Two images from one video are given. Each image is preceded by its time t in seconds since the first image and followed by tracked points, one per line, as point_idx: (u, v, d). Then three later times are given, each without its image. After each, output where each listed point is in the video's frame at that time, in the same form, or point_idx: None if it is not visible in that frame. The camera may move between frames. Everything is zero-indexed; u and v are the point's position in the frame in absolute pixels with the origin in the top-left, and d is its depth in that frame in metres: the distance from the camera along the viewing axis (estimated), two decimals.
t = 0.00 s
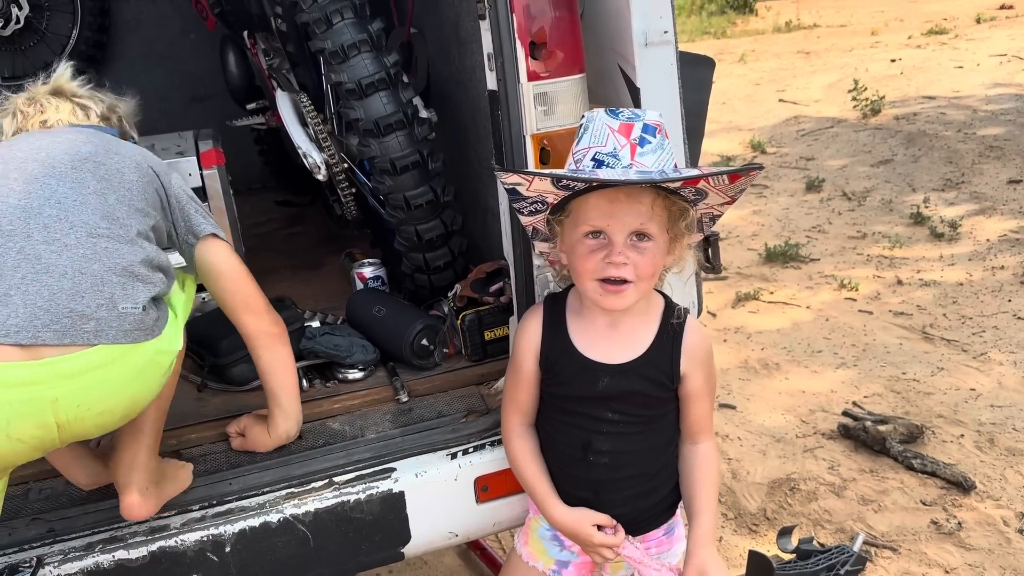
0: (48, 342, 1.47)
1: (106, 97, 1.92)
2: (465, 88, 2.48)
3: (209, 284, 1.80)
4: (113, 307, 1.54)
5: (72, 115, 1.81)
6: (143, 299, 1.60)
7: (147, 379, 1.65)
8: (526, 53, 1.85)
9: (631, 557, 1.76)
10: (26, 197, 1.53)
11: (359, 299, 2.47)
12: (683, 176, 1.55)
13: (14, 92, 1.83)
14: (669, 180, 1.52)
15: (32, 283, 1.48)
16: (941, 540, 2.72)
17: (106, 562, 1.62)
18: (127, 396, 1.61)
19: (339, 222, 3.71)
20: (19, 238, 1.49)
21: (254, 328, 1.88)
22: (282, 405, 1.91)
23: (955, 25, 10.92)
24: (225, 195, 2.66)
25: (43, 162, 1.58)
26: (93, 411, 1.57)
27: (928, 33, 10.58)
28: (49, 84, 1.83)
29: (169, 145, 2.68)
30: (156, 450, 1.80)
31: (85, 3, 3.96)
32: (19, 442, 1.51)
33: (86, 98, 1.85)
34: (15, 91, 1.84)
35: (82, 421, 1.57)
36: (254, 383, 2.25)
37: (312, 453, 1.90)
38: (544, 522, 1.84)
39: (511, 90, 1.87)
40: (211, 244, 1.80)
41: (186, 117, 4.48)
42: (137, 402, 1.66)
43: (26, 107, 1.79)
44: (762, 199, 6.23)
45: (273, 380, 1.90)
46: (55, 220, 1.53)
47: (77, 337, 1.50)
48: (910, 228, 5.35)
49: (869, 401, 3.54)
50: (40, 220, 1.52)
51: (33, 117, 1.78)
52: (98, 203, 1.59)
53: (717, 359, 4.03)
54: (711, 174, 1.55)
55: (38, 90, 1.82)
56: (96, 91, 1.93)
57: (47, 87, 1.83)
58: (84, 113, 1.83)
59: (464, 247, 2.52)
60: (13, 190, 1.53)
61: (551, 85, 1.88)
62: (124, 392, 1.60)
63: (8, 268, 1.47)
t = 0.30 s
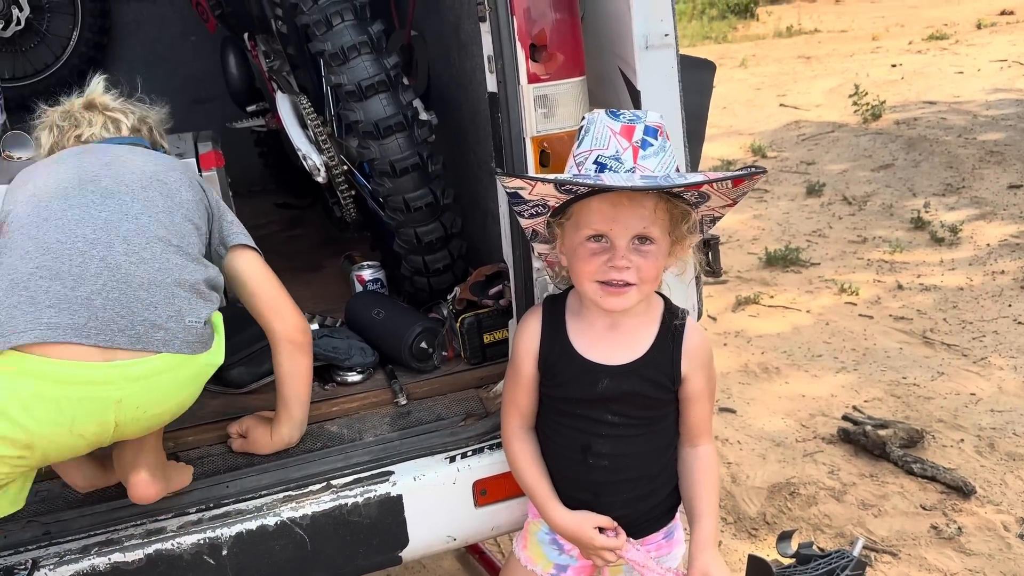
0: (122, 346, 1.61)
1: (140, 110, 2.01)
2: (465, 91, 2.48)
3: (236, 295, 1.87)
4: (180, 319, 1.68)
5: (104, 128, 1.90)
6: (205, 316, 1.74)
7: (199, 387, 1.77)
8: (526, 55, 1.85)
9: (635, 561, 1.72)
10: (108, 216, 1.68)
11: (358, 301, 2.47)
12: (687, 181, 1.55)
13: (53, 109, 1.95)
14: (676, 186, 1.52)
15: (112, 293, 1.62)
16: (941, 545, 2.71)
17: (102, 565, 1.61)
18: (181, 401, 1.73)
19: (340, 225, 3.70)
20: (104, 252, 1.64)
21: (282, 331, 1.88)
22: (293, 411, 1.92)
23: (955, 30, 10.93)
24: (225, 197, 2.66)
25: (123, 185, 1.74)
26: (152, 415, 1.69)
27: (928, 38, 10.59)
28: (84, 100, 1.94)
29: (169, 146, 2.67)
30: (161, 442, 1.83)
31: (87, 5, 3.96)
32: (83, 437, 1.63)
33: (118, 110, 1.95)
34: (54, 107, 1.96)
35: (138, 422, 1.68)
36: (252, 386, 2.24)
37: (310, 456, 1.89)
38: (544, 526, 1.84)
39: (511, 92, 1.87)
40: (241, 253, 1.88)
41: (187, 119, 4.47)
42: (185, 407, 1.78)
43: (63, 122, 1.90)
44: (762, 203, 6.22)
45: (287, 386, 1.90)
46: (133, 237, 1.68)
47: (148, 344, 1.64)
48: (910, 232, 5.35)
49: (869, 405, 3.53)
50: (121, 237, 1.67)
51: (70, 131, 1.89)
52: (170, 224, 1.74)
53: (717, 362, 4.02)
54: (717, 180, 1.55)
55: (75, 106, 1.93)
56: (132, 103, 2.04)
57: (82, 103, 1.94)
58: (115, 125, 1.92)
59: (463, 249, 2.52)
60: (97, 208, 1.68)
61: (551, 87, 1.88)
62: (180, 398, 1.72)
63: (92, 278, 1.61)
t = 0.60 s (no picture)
0: (161, 309, 1.60)
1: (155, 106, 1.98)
2: (467, 95, 2.47)
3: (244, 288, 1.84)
4: (217, 290, 1.67)
5: (118, 123, 1.87)
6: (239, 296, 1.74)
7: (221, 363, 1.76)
8: (530, 61, 1.83)
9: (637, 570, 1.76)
10: (154, 184, 1.69)
11: (358, 306, 2.45)
12: (690, 187, 1.53)
13: (68, 105, 1.93)
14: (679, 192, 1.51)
15: (156, 256, 1.62)
16: (943, 553, 2.70)
17: (100, 573, 1.59)
18: (205, 374, 1.72)
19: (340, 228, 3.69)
20: (150, 216, 1.64)
21: (287, 333, 1.88)
22: (295, 416, 1.89)
23: (955, 34, 10.93)
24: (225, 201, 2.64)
25: (167, 162, 1.76)
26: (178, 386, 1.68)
27: (928, 42, 10.59)
28: (98, 96, 1.91)
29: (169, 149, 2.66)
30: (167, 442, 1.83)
31: (86, 6, 3.94)
32: (106, 397, 1.61)
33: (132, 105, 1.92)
34: (69, 103, 1.94)
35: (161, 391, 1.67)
36: (252, 392, 2.22)
37: (310, 463, 1.88)
38: (545, 535, 1.82)
39: (514, 98, 1.86)
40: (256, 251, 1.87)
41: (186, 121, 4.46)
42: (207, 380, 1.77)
43: (78, 118, 1.88)
44: (763, 207, 6.21)
45: (293, 390, 1.88)
46: (178, 207, 1.69)
47: (185, 311, 1.63)
48: (911, 237, 5.34)
49: (870, 411, 3.52)
50: (167, 204, 1.68)
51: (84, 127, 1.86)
52: (210, 203, 1.76)
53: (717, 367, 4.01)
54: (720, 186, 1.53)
55: (89, 101, 1.90)
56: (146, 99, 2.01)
57: (97, 97, 1.91)
58: (130, 120, 1.89)
59: (465, 254, 2.50)
60: (145, 176, 1.69)
61: (554, 93, 1.87)
62: (204, 372, 1.71)
63: (138, 239, 1.61)
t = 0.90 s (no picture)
0: (115, 316, 1.60)
1: (142, 79, 1.96)
2: (466, 93, 2.46)
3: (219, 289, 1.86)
4: (172, 292, 1.68)
5: (100, 113, 1.89)
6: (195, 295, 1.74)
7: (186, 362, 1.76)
8: (530, 58, 1.83)
9: (642, 563, 1.70)
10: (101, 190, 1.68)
11: (356, 304, 2.45)
12: (684, 180, 1.53)
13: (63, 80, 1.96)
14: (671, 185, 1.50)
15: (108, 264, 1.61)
16: (941, 554, 2.70)
17: (95, 570, 1.59)
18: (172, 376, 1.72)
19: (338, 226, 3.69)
20: (100, 224, 1.63)
21: (269, 331, 1.89)
22: (289, 416, 1.89)
23: (953, 37, 10.94)
24: (223, 198, 2.64)
25: (116, 164, 1.74)
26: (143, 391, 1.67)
27: (927, 45, 10.61)
28: (84, 78, 1.92)
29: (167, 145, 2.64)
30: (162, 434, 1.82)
31: (85, 3, 3.93)
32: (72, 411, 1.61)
33: (116, 87, 1.91)
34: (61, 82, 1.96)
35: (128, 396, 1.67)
36: (250, 389, 2.21)
37: (307, 460, 1.87)
38: (546, 531, 1.82)
39: (513, 95, 1.85)
40: (231, 254, 1.87)
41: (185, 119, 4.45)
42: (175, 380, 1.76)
43: (67, 101, 1.91)
44: (761, 208, 6.21)
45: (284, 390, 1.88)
46: (127, 213, 1.68)
47: (140, 315, 1.63)
48: (909, 239, 5.34)
49: (868, 412, 3.52)
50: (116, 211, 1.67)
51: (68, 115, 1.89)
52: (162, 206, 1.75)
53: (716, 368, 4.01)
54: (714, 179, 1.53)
55: (76, 84, 1.92)
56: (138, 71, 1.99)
57: (83, 79, 1.92)
58: (112, 108, 1.90)
59: (463, 253, 2.50)
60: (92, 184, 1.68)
61: (553, 91, 1.86)
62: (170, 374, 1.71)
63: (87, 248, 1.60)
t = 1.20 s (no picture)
0: None
1: None
2: (464, 89, 2.46)
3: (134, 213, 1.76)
4: (53, 177, 1.60)
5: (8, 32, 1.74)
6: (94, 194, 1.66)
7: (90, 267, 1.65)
8: (526, 53, 1.83)
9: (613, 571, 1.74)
10: None
11: (352, 300, 2.44)
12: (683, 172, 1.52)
13: None
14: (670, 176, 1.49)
15: None
16: (937, 554, 2.70)
17: (87, 566, 1.58)
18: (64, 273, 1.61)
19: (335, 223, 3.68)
20: None
21: (179, 262, 1.78)
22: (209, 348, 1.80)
23: (953, 38, 10.94)
24: (219, 193, 2.63)
25: None
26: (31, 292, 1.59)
27: (926, 46, 10.61)
28: None
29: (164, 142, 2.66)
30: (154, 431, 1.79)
31: None
32: None
33: None
34: None
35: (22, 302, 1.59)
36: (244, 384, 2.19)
37: (302, 457, 1.86)
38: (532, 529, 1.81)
39: (510, 91, 1.84)
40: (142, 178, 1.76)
41: (183, 115, 4.43)
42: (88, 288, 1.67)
43: None
44: (760, 208, 6.21)
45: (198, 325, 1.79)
46: None
47: (8, 200, 1.56)
48: (907, 239, 5.34)
49: (865, 412, 3.52)
50: None
51: None
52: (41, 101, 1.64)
53: (713, 367, 4.00)
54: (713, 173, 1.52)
55: None
56: None
57: None
58: (22, 27, 1.75)
59: (460, 249, 2.49)
60: None
61: (550, 87, 1.86)
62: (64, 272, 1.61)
63: None
